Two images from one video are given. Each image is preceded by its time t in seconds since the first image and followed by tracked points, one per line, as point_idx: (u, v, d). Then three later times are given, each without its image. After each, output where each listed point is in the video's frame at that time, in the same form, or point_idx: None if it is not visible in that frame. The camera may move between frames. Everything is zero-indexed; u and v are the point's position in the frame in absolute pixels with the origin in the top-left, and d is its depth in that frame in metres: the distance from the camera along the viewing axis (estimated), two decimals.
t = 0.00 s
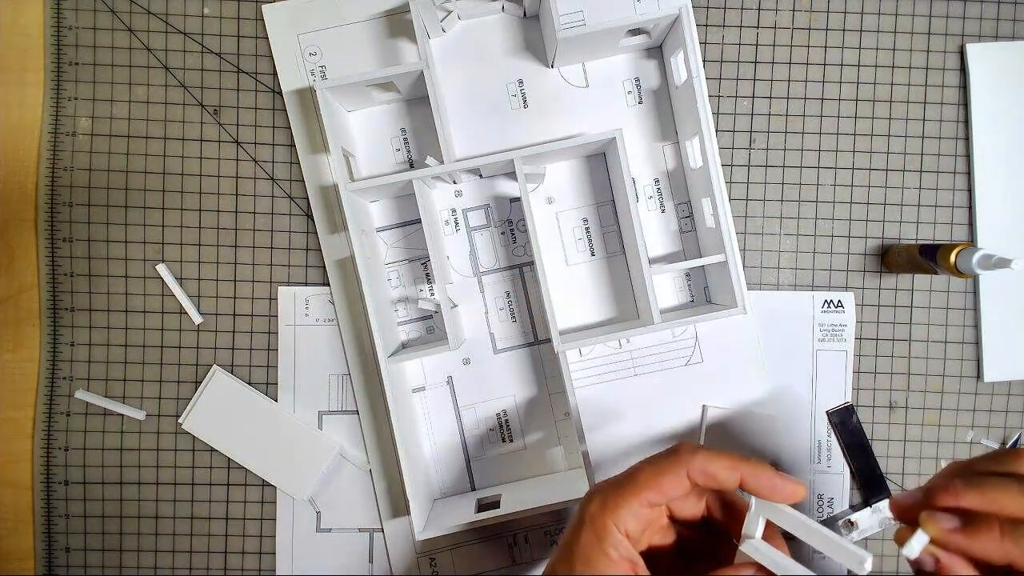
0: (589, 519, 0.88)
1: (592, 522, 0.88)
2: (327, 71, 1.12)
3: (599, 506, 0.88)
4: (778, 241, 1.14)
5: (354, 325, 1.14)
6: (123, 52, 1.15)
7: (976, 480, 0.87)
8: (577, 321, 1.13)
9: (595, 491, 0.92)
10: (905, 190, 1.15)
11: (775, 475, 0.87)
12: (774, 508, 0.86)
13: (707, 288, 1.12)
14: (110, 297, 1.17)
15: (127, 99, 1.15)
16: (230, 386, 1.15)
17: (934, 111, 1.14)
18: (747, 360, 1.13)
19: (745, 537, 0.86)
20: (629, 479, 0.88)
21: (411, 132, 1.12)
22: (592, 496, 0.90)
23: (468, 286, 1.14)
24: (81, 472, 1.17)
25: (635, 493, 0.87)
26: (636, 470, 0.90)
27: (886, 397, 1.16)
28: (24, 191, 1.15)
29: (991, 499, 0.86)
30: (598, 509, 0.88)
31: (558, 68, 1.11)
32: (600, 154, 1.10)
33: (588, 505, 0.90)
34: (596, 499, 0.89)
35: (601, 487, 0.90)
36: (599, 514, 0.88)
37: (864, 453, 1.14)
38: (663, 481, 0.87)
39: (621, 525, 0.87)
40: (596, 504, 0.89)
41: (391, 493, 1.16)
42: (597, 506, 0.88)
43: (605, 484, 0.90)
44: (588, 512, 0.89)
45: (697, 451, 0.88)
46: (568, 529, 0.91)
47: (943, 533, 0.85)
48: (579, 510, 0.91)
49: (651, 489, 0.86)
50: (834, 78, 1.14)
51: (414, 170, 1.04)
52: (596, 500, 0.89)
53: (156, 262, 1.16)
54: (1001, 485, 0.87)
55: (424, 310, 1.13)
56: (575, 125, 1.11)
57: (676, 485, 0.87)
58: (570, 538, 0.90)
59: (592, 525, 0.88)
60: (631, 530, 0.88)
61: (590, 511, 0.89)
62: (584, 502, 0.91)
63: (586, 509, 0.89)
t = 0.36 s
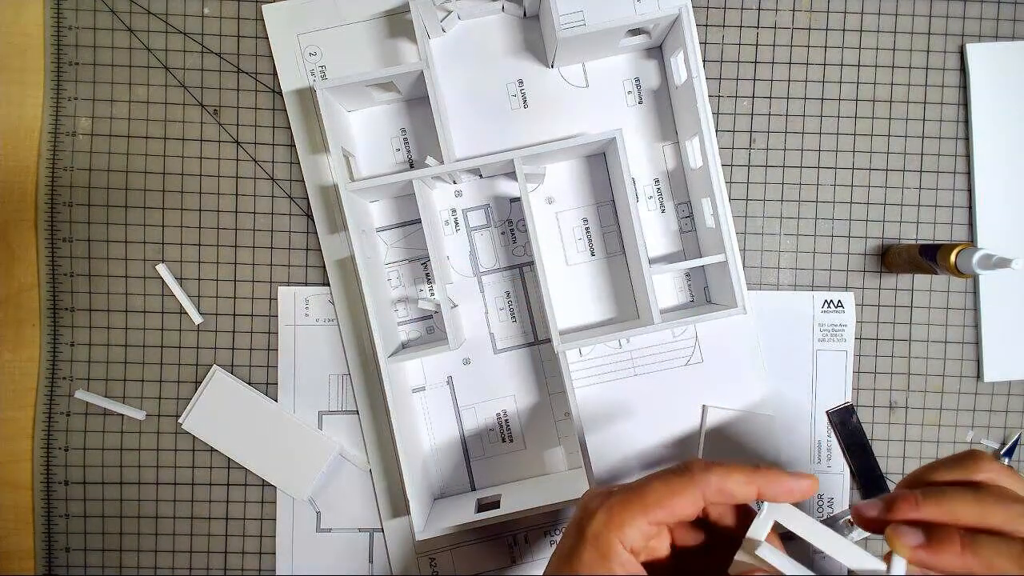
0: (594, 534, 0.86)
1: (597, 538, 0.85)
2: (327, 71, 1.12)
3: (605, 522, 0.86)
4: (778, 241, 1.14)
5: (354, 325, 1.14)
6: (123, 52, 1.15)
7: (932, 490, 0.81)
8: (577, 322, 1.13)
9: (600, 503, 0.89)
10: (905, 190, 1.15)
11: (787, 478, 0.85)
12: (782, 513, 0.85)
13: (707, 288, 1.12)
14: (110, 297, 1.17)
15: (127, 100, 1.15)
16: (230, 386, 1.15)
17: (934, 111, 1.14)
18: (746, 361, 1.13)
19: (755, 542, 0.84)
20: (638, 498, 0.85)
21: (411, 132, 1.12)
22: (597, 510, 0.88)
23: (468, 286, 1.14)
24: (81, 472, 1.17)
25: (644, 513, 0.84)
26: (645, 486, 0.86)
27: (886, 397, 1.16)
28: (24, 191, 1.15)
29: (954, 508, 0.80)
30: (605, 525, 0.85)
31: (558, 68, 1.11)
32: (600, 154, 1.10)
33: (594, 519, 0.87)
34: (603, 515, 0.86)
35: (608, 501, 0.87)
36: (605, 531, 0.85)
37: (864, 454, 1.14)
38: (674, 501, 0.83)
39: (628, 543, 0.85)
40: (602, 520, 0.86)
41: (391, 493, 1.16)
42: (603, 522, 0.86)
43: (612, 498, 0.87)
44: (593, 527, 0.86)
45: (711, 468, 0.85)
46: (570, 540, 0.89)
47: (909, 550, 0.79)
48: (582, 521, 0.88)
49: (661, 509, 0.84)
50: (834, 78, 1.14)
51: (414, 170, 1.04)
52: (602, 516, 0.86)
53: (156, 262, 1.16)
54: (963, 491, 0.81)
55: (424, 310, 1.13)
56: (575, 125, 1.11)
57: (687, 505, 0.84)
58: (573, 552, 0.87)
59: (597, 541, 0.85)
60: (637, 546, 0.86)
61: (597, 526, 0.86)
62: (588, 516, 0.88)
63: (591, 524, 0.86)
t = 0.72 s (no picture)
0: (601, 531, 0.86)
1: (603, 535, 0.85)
2: (327, 71, 1.12)
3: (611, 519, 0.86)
4: (778, 241, 1.14)
5: (354, 325, 1.14)
6: (123, 52, 1.15)
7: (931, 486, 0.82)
8: (577, 321, 1.13)
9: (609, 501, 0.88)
10: (905, 190, 1.15)
11: (796, 482, 0.85)
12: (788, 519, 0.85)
13: (707, 288, 1.12)
14: (110, 297, 1.17)
15: (127, 100, 1.15)
16: (230, 386, 1.15)
17: (934, 111, 1.14)
18: (746, 361, 1.13)
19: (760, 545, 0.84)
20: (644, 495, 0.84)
21: (411, 132, 1.12)
22: (606, 508, 0.88)
23: (468, 286, 1.14)
24: (81, 472, 1.17)
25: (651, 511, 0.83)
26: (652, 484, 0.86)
27: (886, 397, 1.16)
28: (24, 191, 1.15)
29: (955, 504, 0.80)
30: (613, 523, 0.85)
31: (558, 68, 1.11)
32: (600, 154, 1.10)
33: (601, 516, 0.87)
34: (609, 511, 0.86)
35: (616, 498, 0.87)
36: (612, 528, 0.85)
37: (864, 454, 1.14)
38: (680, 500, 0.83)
39: (636, 541, 0.84)
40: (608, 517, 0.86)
41: (391, 494, 1.16)
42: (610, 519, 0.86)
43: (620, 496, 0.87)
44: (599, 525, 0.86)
45: (719, 466, 0.84)
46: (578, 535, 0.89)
47: (904, 546, 0.80)
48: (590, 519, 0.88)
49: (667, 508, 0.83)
50: (834, 78, 1.14)
51: (414, 170, 1.04)
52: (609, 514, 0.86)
53: (156, 262, 1.16)
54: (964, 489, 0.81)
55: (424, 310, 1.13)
56: (575, 125, 1.11)
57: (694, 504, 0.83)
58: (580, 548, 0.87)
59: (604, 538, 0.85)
60: (644, 544, 0.86)
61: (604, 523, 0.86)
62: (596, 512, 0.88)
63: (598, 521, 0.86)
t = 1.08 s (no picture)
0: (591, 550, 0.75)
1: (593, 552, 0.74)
2: (327, 71, 1.12)
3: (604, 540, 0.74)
4: (778, 241, 1.14)
5: (354, 325, 1.14)
6: (123, 53, 1.15)
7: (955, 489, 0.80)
8: (577, 321, 1.13)
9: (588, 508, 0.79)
10: (905, 190, 1.15)
11: (798, 476, 0.73)
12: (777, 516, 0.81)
13: (707, 288, 1.12)
14: (110, 297, 1.17)
15: (127, 100, 1.15)
16: (230, 385, 1.15)
17: (934, 111, 1.14)
18: (746, 361, 1.13)
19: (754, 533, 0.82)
20: (639, 504, 0.73)
21: (411, 132, 1.12)
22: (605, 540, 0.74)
23: (468, 286, 1.14)
24: (81, 472, 1.17)
25: (650, 530, 0.72)
26: (656, 505, 0.73)
27: (886, 397, 1.16)
28: (24, 191, 1.15)
29: (975, 505, 0.78)
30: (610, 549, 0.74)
31: (558, 68, 1.11)
32: (600, 154, 1.11)
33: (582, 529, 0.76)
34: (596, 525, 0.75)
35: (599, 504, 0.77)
36: (605, 546, 0.74)
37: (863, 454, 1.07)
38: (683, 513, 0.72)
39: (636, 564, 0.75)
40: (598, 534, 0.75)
41: (392, 494, 1.16)
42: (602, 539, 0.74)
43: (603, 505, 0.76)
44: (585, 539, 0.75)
45: (725, 480, 0.72)
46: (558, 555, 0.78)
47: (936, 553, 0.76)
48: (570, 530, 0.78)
49: (670, 525, 0.72)
50: (834, 78, 1.14)
51: (414, 170, 1.04)
52: (598, 529, 0.75)
53: (156, 262, 1.16)
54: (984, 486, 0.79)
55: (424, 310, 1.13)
56: (575, 126, 1.11)
57: (701, 520, 0.72)
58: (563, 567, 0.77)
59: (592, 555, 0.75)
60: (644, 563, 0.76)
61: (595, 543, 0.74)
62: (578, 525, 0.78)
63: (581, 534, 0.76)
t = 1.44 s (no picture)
0: None
1: None
2: (327, 71, 1.12)
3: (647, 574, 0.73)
4: (778, 241, 1.14)
5: (354, 325, 1.14)
6: (123, 53, 1.15)
7: (940, 491, 0.85)
8: (577, 321, 1.13)
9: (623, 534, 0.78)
10: (905, 190, 1.15)
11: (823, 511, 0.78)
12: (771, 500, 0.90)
13: (707, 288, 1.12)
14: (110, 297, 1.17)
15: (127, 100, 1.15)
16: (230, 385, 1.15)
17: (934, 111, 1.14)
18: (746, 362, 1.13)
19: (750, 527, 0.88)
20: (687, 544, 0.74)
21: (411, 132, 1.12)
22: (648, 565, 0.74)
23: (468, 285, 1.14)
24: (81, 472, 1.17)
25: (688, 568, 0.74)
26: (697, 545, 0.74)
27: (886, 397, 1.16)
28: (24, 191, 1.15)
29: (954, 506, 0.83)
30: None
31: (558, 67, 1.11)
32: (600, 154, 1.10)
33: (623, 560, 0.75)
34: (642, 560, 0.74)
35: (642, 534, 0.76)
36: None
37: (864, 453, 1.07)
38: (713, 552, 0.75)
39: None
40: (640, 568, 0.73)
41: (392, 494, 1.16)
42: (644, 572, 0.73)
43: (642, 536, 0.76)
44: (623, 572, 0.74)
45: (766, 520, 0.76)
46: None
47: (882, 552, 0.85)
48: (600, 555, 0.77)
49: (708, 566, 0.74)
50: (834, 78, 1.14)
51: (414, 170, 1.04)
52: (643, 563, 0.74)
53: (156, 262, 1.16)
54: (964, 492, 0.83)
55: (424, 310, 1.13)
56: (575, 126, 1.11)
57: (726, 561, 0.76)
58: None
59: None
60: None
61: None
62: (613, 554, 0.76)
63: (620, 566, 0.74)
